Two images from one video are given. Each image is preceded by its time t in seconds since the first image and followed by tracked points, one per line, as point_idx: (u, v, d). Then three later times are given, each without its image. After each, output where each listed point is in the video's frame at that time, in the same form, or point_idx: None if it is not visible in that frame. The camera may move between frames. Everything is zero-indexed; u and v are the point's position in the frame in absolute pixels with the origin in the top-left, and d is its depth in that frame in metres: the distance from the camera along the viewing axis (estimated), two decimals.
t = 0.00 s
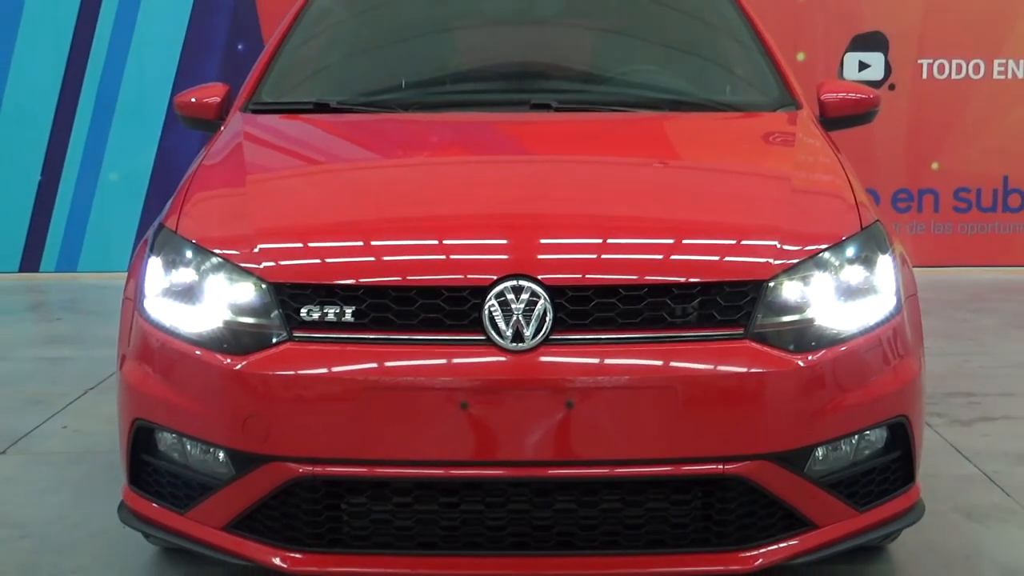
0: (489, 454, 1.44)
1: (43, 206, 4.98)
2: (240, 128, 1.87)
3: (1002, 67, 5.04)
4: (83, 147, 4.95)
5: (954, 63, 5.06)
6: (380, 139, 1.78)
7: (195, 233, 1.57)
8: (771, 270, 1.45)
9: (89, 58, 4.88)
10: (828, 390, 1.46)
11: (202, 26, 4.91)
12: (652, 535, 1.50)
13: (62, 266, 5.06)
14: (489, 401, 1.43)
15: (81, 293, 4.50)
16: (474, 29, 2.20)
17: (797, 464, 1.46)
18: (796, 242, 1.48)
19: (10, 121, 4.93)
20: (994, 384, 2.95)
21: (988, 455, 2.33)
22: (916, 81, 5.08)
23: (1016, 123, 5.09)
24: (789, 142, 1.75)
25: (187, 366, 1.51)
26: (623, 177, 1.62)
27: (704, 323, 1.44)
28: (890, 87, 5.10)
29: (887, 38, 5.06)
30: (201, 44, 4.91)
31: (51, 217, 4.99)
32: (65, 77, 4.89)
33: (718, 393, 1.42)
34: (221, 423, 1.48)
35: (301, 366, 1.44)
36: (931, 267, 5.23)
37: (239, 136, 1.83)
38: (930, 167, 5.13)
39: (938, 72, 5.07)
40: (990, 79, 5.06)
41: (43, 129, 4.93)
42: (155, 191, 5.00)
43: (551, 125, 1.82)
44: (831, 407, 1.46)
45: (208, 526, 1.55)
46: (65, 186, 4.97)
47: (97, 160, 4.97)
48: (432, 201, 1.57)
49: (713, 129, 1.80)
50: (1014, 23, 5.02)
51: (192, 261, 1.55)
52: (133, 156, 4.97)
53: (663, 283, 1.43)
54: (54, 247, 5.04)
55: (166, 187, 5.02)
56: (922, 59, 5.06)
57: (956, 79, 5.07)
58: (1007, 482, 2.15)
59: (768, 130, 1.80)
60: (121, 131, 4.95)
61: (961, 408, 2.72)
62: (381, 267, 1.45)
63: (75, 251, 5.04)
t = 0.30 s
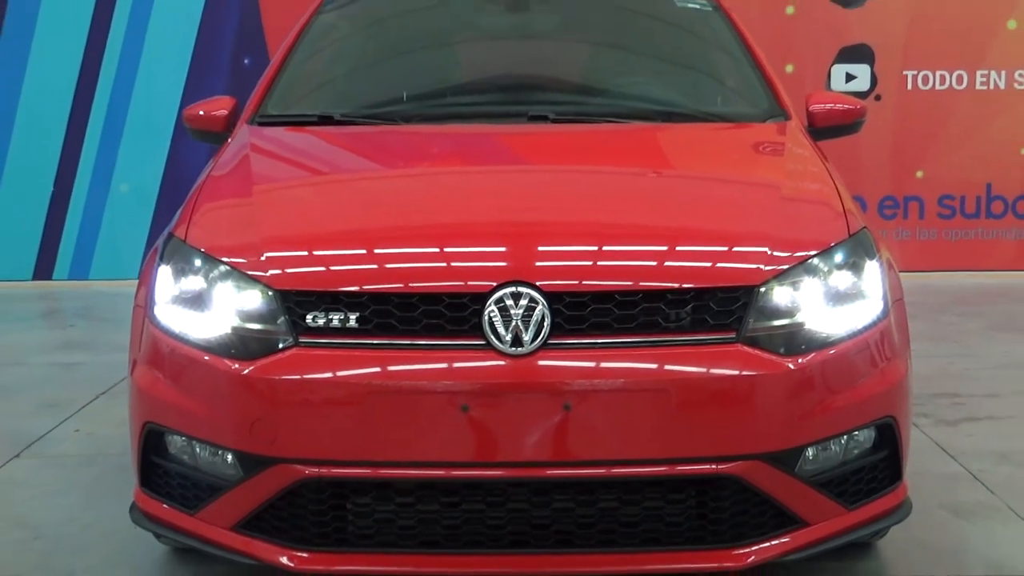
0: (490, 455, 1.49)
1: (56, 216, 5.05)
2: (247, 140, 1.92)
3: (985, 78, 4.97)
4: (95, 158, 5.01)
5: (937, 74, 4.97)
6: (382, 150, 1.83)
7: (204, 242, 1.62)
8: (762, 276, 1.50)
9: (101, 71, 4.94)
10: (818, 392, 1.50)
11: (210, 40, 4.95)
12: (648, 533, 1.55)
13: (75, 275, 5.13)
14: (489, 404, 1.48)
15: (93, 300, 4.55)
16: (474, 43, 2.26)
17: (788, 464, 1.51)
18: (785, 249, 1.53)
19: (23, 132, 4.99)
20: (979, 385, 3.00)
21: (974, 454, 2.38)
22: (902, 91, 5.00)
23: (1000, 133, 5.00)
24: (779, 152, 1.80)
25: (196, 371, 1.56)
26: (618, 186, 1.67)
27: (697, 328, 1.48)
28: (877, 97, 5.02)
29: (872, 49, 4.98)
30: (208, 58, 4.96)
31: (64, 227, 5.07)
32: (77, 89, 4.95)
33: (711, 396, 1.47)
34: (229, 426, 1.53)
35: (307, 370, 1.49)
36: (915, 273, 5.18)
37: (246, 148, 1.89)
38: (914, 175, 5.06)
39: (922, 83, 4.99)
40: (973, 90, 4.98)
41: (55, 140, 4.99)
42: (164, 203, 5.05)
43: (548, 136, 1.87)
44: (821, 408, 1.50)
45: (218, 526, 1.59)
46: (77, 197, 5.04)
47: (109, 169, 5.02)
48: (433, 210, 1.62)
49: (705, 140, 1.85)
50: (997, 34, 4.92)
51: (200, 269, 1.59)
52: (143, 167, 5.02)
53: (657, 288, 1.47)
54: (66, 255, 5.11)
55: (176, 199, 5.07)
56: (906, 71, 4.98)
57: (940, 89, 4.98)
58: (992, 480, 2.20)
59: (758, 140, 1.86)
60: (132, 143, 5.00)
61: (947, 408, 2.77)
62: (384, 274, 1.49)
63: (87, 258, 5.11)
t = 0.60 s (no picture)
0: (489, 457, 1.54)
1: (68, 224, 5.11)
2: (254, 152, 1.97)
3: (969, 90, 5.01)
4: (106, 169, 5.07)
5: (922, 86, 5.03)
6: (385, 161, 1.88)
7: (212, 251, 1.67)
8: (753, 282, 1.55)
9: (112, 83, 5.00)
10: (808, 394, 1.55)
11: (220, 53, 5.00)
12: (644, 532, 1.59)
13: (86, 283, 5.19)
14: (488, 407, 1.52)
15: (103, 307, 4.61)
16: (474, 57, 2.33)
17: (779, 464, 1.55)
18: (776, 256, 1.58)
19: (35, 142, 5.05)
20: (965, 387, 3.05)
21: (960, 454, 2.42)
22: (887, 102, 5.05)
23: (983, 143, 5.05)
24: (769, 162, 1.86)
25: (205, 376, 1.60)
26: (614, 196, 1.72)
27: (690, 333, 1.53)
28: (864, 109, 5.07)
29: (859, 63, 5.04)
30: (218, 71, 5.02)
31: (76, 237, 5.13)
32: (89, 101, 5.00)
33: (704, 399, 1.51)
34: (237, 429, 1.58)
35: (312, 375, 1.53)
36: (901, 280, 5.21)
37: (253, 159, 1.94)
38: (900, 185, 5.11)
39: (908, 96, 5.04)
40: (957, 101, 5.03)
41: (67, 150, 5.05)
42: (174, 214, 5.12)
43: (545, 147, 1.92)
44: (811, 410, 1.55)
45: (226, 526, 1.64)
46: (88, 206, 5.09)
47: (119, 182, 5.08)
48: (434, 219, 1.67)
49: (698, 150, 1.90)
50: (979, 47, 4.98)
51: (209, 277, 1.64)
52: (154, 179, 5.08)
53: (651, 295, 1.52)
54: (78, 263, 5.17)
55: (185, 209, 5.13)
56: (892, 84, 5.04)
57: (925, 101, 5.04)
58: (977, 480, 2.24)
59: (749, 151, 1.91)
60: (143, 154, 5.06)
61: (933, 409, 2.81)
62: (387, 282, 1.54)
63: (99, 265, 5.17)
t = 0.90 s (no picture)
0: (489, 459, 1.58)
1: (80, 233, 5.17)
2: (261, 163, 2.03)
3: (955, 104, 5.09)
4: (118, 179, 5.13)
5: (909, 99, 5.10)
6: (389, 173, 1.94)
7: (221, 259, 1.72)
8: (745, 290, 1.60)
9: (124, 94, 5.06)
10: (798, 399, 1.60)
11: (229, 64, 5.07)
12: (640, 532, 1.64)
13: (99, 290, 5.25)
14: (488, 411, 1.57)
15: (117, 313, 4.67)
16: (475, 72, 2.39)
17: (770, 467, 1.60)
18: (767, 264, 1.63)
19: (47, 151, 5.11)
20: (955, 392, 3.10)
21: (947, 458, 2.47)
22: (876, 116, 5.12)
23: (969, 155, 5.12)
24: (761, 173, 1.92)
25: (214, 381, 1.65)
26: (611, 207, 1.77)
27: (684, 339, 1.58)
28: (853, 122, 5.13)
29: (847, 78, 5.10)
30: (227, 85, 5.08)
31: (89, 246, 5.19)
32: (102, 112, 5.06)
33: (698, 403, 1.56)
34: (244, 432, 1.63)
35: (318, 380, 1.58)
36: (890, 288, 5.26)
37: (261, 170, 1.99)
38: (888, 196, 5.17)
39: (895, 109, 5.11)
40: (944, 115, 5.10)
41: (80, 161, 5.11)
42: (184, 222, 5.18)
43: (543, 159, 1.98)
44: (801, 415, 1.60)
45: (234, 527, 1.69)
46: (101, 215, 5.16)
47: (130, 192, 5.14)
48: (436, 228, 1.72)
49: (692, 163, 1.96)
50: (964, 63, 5.06)
51: (218, 285, 1.69)
52: (165, 188, 5.14)
53: (647, 302, 1.57)
54: (90, 270, 5.23)
55: (195, 217, 5.19)
56: (881, 96, 5.10)
57: (913, 115, 5.10)
58: (963, 482, 2.29)
59: (742, 163, 1.97)
60: (154, 164, 5.12)
61: (920, 414, 2.86)
62: (390, 289, 1.59)
63: (111, 272, 5.23)
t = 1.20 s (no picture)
0: (490, 462, 1.63)
1: (92, 242, 5.24)
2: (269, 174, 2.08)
3: (942, 116, 5.15)
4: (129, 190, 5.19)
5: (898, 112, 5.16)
6: (393, 183, 1.99)
7: (229, 267, 1.77)
8: (739, 297, 1.64)
9: (132, 105, 5.12)
10: (790, 403, 1.64)
11: (238, 75, 5.12)
12: (636, 533, 1.68)
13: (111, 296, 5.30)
14: (489, 415, 1.61)
15: (128, 319, 4.72)
16: (477, 85, 2.45)
17: (763, 469, 1.65)
18: (760, 273, 1.68)
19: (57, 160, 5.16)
20: (947, 397, 3.15)
21: (936, 460, 2.51)
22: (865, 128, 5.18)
23: (956, 165, 5.18)
24: (754, 184, 1.97)
25: (222, 385, 1.70)
26: (608, 216, 1.82)
27: (680, 345, 1.63)
28: (843, 135, 5.19)
29: (837, 90, 5.16)
30: (235, 99, 5.14)
31: (100, 255, 5.25)
32: (114, 124, 5.13)
33: (693, 407, 1.60)
34: (251, 435, 1.67)
35: (323, 385, 1.63)
36: (878, 294, 5.32)
37: (268, 181, 2.05)
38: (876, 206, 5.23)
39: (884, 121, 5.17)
40: (932, 127, 5.16)
41: (92, 172, 5.17)
42: (195, 232, 5.24)
43: (543, 170, 2.03)
44: (793, 418, 1.64)
45: (241, 527, 1.74)
46: (113, 224, 5.22)
47: (141, 201, 5.20)
48: (439, 237, 1.76)
49: (687, 174, 2.01)
50: (951, 76, 5.11)
51: (226, 292, 1.74)
52: (176, 197, 5.20)
53: (643, 309, 1.61)
54: (102, 278, 5.29)
55: (205, 226, 5.24)
56: (870, 109, 5.16)
57: (901, 127, 5.17)
58: (950, 484, 2.33)
59: (735, 174, 2.02)
60: (164, 174, 5.18)
61: (908, 417, 2.90)
62: (394, 296, 1.64)
63: (122, 280, 5.28)
